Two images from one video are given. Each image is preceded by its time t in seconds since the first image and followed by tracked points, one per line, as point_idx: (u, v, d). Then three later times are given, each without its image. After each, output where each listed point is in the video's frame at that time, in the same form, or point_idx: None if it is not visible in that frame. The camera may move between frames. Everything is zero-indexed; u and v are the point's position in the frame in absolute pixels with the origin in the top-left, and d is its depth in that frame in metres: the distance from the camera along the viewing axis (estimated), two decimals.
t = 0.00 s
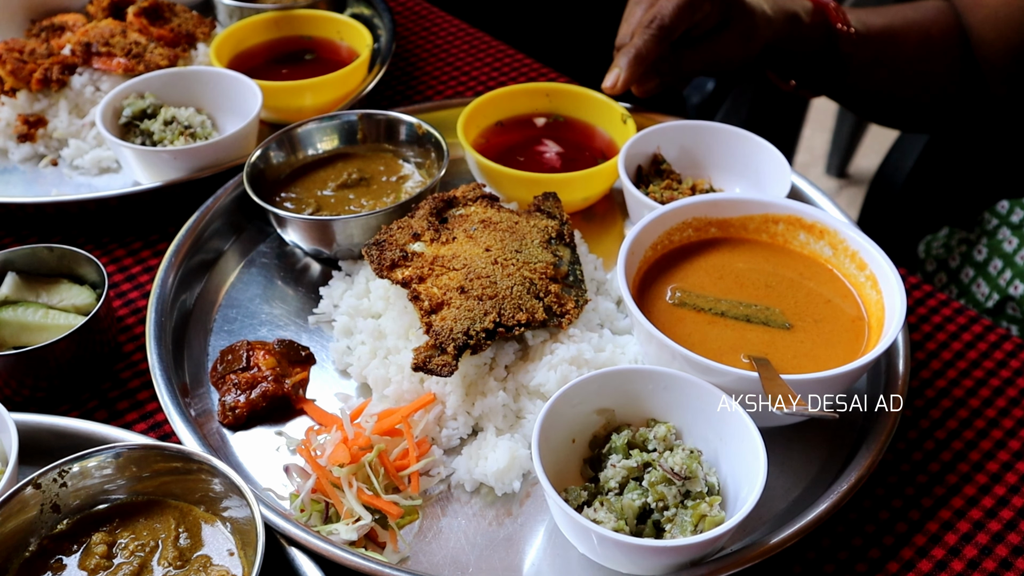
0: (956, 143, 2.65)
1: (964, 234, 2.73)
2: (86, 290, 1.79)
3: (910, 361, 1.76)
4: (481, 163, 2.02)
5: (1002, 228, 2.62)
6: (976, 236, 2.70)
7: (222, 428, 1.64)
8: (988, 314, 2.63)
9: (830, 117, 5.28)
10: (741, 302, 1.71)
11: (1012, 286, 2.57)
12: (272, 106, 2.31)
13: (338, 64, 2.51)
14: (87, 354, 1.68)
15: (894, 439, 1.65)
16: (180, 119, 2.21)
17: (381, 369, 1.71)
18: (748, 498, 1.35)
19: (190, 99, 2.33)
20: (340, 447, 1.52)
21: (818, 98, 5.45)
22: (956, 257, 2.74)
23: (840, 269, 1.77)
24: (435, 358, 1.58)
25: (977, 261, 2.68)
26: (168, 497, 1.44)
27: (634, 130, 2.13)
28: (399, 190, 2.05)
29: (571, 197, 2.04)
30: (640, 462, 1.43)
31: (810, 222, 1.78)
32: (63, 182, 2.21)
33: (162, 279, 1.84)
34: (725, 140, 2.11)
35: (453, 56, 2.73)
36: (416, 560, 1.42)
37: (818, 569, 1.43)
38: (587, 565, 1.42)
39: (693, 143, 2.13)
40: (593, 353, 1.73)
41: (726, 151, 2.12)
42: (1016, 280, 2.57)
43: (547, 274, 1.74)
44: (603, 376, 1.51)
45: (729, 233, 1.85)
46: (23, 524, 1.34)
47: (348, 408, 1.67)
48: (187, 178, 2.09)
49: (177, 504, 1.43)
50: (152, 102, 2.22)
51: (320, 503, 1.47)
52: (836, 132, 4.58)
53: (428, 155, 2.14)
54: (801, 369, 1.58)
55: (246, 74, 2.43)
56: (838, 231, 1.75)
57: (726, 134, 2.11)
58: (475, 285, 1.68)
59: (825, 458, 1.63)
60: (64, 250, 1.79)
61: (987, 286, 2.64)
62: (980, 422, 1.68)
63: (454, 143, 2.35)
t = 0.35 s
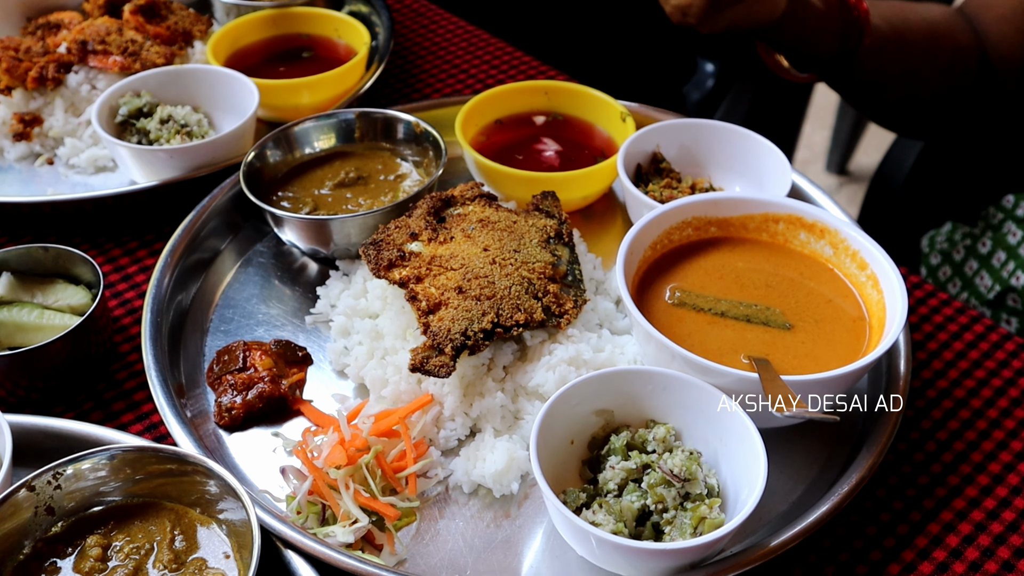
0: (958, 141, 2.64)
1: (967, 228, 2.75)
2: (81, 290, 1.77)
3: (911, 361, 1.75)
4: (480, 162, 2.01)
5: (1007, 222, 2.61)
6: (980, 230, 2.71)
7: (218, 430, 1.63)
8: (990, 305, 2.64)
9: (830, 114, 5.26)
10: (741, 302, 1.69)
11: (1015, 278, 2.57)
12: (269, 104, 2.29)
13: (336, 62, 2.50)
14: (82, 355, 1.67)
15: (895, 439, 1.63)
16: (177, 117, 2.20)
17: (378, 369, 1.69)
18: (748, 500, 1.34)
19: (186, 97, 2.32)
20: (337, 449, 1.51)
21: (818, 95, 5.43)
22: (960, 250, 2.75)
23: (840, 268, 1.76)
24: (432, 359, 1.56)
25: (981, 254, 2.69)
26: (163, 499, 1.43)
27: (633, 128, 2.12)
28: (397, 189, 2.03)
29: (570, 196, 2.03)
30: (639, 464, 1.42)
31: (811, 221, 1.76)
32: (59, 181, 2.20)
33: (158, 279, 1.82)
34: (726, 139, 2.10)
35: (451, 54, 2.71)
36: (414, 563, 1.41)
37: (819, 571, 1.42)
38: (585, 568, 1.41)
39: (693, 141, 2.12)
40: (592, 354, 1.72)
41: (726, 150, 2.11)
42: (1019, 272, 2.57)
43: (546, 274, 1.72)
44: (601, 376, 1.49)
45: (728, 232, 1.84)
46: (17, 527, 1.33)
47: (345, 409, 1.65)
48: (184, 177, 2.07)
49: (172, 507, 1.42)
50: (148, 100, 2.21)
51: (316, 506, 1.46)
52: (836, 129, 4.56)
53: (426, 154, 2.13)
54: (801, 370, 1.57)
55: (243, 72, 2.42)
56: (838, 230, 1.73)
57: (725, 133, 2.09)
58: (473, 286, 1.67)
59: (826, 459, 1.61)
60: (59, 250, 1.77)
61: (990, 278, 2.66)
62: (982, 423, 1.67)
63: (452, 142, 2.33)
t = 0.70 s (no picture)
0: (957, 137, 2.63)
1: (969, 223, 2.72)
2: (77, 286, 1.77)
3: (910, 356, 1.74)
4: (477, 157, 2.00)
5: (1010, 217, 2.60)
6: (981, 225, 2.69)
7: (215, 426, 1.63)
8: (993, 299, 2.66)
9: (830, 110, 5.25)
10: (739, 298, 1.69)
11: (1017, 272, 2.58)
12: (266, 100, 2.29)
13: (333, 58, 2.49)
14: (78, 351, 1.66)
15: (893, 435, 1.63)
16: (174, 113, 2.19)
17: (375, 365, 1.69)
18: (745, 496, 1.34)
19: (183, 92, 2.31)
20: (334, 445, 1.50)
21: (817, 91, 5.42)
22: (962, 246, 2.73)
23: (839, 264, 1.75)
24: (429, 355, 1.55)
25: (983, 249, 2.68)
26: (159, 495, 1.42)
27: (631, 123, 2.12)
28: (395, 185, 2.03)
29: (568, 192, 2.02)
30: (637, 460, 1.41)
31: (809, 217, 1.76)
32: (56, 177, 2.19)
33: (155, 275, 1.82)
34: (724, 134, 2.09)
35: (449, 49, 2.70)
36: (411, 559, 1.40)
37: (817, 567, 1.42)
38: (583, 564, 1.41)
39: (691, 136, 2.11)
40: (590, 349, 1.72)
41: (724, 145, 2.10)
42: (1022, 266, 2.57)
43: (543, 270, 1.72)
44: (599, 372, 1.49)
45: (726, 227, 1.83)
46: (13, 523, 1.33)
47: (342, 405, 1.65)
48: (180, 172, 2.07)
49: (168, 503, 1.42)
50: (145, 96, 2.20)
51: (313, 502, 1.46)
52: (836, 125, 4.55)
53: (424, 149, 2.12)
54: (800, 366, 1.57)
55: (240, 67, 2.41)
56: (836, 225, 1.73)
57: (723, 128, 2.09)
58: (471, 281, 1.66)
59: (824, 455, 1.61)
60: (55, 246, 1.77)
61: (992, 273, 2.65)
62: (980, 418, 1.67)
63: (450, 138, 2.33)
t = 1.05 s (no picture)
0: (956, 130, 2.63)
1: (965, 217, 2.75)
2: (74, 279, 1.77)
3: (907, 348, 1.74)
4: (474, 150, 2.00)
5: (1005, 209, 2.63)
6: (977, 219, 2.72)
7: (212, 418, 1.63)
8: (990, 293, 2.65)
9: (829, 106, 5.25)
10: (736, 290, 1.69)
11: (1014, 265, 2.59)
12: (263, 93, 2.28)
13: (330, 51, 2.49)
14: (75, 344, 1.66)
15: (890, 427, 1.63)
16: (171, 106, 2.19)
17: (372, 357, 1.69)
18: (742, 486, 1.34)
19: (181, 86, 2.30)
20: (331, 436, 1.50)
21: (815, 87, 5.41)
22: (958, 238, 2.75)
23: (836, 256, 1.75)
24: (426, 346, 1.56)
25: (979, 241, 2.69)
26: (157, 486, 1.42)
27: (628, 116, 2.11)
28: (392, 178, 2.03)
29: (564, 184, 2.02)
30: (634, 451, 1.41)
31: (806, 209, 1.76)
32: (53, 170, 2.19)
33: (152, 267, 1.82)
34: (722, 127, 2.09)
35: (447, 43, 2.70)
36: (408, 550, 1.41)
37: (813, 559, 1.42)
38: (580, 555, 1.41)
39: (688, 129, 2.11)
40: (587, 341, 1.72)
41: (722, 138, 2.10)
42: (1018, 258, 2.58)
43: (540, 261, 1.72)
44: (595, 363, 1.49)
45: (723, 220, 1.83)
46: (10, 514, 1.33)
47: (339, 397, 1.65)
48: (177, 165, 2.06)
49: (165, 494, 1.42)
50: (142, 89, 2.20)
51: (310, 493, 1.46)
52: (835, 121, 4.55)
53: (421, 142, 2.12)
54: (796, 357, 1.57)
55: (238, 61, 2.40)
56: (833, 217, 1.73)
57: (721, 121, 2.09)
58: (467, 273, 1.66)
59: (821, 447, 1.61)
60: (52, 238, 1.76)
61: (989, 265, 2.65)
62: (977, 410, 1.67)
63: (447, 131, 2.33)
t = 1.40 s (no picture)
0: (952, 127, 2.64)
1: (958, 217, 2.77)
2: (74, 273, 1.77)
3: (901, 342, 1.75)
4: (471, 146, 2.01)
5: (997, 209, 2.65)
6: (970, 218, 2.73)
7: (210, 412, 1.64)
8: (982, 291, 2.68)
9: (827, 104, 5.26)
10: (732, 283, 1.70)
11: (1005, 264, 2.62)
12: (261, 89, 2.29)
13: (329, 48, 2.49)
14: (74, 338, 1.67)
15: (885, 420, 1.64)
16: (169, 102, 2.19)
17: (370, 351, 1.70)
18: (737, 478, 1.35)
19: (179, 82, 2.31)
20: (328, 429, 1.51)
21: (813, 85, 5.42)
22: (951, 238, 2.78)
23: (831, 250, 1.76)
24: (423, 340, 1.57)
25: (972, 240, 2.71)
26: (156, 479, 1.43)
27: (623, 113, 2.12)
28: (390, 173, 2.04)
29: (561, 180, 2.03)
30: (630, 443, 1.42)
31: (801, 204, 1.77)
32: (52, 166, 2.20)
33: (150, 262, 1.82)
34: (718, 122, 2.10)
35: (444, 40, 2.71)
36: (405, 542, 1.42)
37: (808, 550, 1.43)
38: (577, 547, 1.42)
39: (685, 125, 2.12)
40: (583, 335, 1.72)
41: (718, 134, 2.11)
42: (1010, 258, 2.61)
43: (537, 256, 1.73)
44: (591, 356, 1.50)
45: (719, 215, 1.84)
46: (9, 506, 1.34)
47: (337, 390, 1.66)
48: (176, 161, 2.07)
49: (164, 486, 1.42)
50: (141, 85, 2.21)
51: (308, 486, 1.47)
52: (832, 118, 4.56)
53: (418, 138, 2.13)
54: (791, 350, 1.58)
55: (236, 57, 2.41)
56: (828, 212, 1.74)
57: (717, 117, 2.10)
58: (465, 267, 1.67)
59: (816, 439, 1.62)
60: (51, 233, 1.77)
61: (981, 265, 2.68)
62: (971, 403, 1.68)
63: (444, 127, 2.33)
